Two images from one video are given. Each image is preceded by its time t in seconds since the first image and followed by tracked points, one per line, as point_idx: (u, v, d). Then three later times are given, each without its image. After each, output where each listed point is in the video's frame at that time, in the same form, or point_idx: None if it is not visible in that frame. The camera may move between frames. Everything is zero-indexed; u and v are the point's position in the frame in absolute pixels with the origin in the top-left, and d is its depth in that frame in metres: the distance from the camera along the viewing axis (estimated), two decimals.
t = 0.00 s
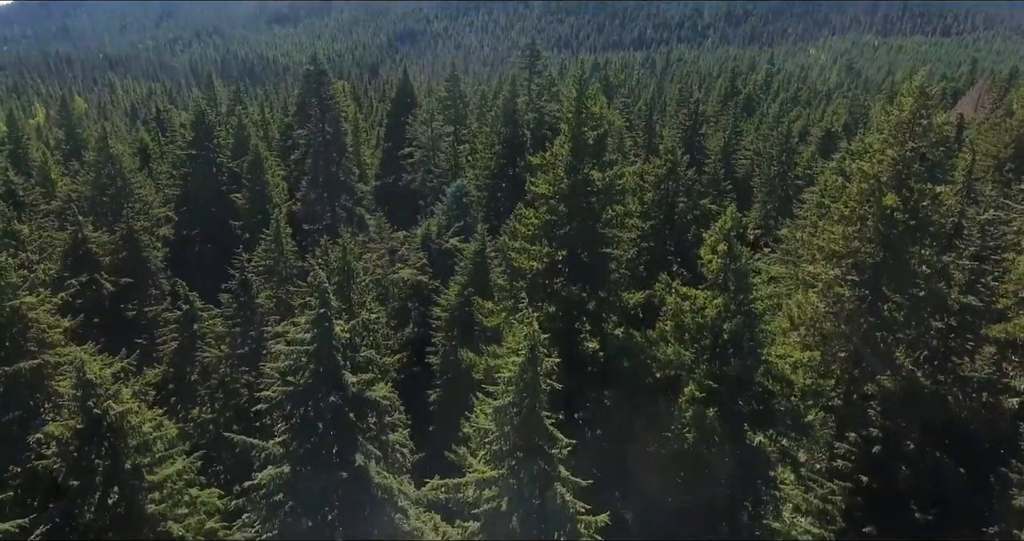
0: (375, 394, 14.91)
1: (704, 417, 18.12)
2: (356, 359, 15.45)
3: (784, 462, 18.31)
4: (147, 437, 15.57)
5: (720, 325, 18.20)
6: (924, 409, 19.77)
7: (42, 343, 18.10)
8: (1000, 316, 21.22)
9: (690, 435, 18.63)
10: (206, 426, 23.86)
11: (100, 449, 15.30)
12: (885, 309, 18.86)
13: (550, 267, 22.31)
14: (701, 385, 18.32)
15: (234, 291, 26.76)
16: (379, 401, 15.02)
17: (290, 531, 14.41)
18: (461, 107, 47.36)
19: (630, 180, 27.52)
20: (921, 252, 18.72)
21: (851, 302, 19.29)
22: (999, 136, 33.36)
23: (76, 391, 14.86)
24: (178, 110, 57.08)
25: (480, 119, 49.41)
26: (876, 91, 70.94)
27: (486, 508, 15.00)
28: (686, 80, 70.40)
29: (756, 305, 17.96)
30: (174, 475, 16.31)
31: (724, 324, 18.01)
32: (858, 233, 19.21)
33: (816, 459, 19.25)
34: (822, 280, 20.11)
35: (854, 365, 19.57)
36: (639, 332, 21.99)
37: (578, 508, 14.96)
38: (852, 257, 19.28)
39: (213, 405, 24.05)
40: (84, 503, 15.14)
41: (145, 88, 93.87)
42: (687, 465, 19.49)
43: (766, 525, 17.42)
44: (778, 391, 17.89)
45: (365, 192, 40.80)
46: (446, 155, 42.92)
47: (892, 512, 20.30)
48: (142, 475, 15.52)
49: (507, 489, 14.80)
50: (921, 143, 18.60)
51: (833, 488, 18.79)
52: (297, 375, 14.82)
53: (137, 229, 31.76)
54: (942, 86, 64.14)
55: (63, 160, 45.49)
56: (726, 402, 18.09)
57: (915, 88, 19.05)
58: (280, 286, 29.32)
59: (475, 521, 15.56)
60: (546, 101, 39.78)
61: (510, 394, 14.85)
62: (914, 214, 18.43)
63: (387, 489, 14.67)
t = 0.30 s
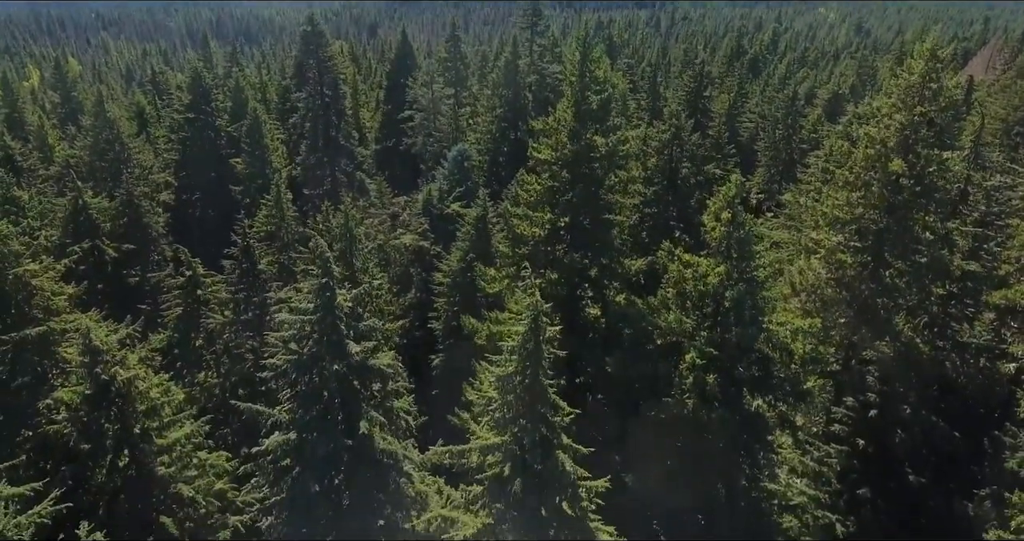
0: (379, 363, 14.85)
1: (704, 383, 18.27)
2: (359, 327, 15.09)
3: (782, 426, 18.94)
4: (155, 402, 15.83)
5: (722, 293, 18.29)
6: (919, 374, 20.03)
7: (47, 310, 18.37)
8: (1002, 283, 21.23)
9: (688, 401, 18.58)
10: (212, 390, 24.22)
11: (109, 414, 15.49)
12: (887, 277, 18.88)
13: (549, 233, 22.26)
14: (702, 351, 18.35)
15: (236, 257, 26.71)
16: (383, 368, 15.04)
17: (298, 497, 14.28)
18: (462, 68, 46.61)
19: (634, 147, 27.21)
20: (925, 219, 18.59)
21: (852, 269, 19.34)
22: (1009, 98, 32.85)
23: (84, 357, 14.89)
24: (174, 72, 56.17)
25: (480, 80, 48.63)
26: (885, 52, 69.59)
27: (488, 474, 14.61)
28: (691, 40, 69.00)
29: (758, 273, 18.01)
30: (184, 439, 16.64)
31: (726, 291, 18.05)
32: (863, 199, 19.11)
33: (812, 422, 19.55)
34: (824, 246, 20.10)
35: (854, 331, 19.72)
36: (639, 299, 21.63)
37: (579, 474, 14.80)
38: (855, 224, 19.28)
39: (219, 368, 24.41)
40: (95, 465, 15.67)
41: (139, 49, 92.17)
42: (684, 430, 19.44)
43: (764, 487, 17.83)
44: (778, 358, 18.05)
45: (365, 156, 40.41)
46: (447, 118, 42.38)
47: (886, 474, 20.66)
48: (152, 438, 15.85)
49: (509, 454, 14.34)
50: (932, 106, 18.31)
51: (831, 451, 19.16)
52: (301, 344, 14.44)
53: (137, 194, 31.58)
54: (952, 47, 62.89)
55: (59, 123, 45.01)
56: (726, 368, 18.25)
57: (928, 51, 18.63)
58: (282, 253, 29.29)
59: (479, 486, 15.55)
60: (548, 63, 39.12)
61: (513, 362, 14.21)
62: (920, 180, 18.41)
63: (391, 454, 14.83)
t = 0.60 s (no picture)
0: (383, 334, 14.74)
1: (706, 353, 18.36)
2: (362, 299, 15.02)
3: (781, 396, 19.35)
4: (160, 373, 16.18)
5: (725, 265, 18.34)
6: (919, 343, 20.06)
7: (50, 281, 18.31)
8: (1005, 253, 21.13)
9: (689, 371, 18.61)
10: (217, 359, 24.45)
11: (116, 384, 15.74)
12: (889, 247, 18.91)
13: (551, 202, 22.04)
14: (703, 323, 18.39)
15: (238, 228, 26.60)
16: (387, 339, 14.86)
17: (304, 466, 14.33)
18: (463, 32, 45.76)
19: (637, 115, 26.91)
20: (931, 189, 18.60)
21: (856, 239, 19.27)
22: (1020, 64, 32.22)
23: (89, 328, 15.04)
24: (169, 37, 55.23)
25: (482, 45, 47.80)
26: (894, 16, 68.07)
27: (492, 444, 14.64)
28: (696, 4, 67.53)
29: (761, 244, 18.04)
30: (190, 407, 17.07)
31: (729, 264, 18.09)
32: (869, 169, 19.01)
33: (812, 391, 20.04)
34: (828, 217, 19.92)
35: (855, 302, 19.83)
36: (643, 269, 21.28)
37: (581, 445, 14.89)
38: (860, 195, 19.24)
39: (223, 338, 24.40)
40: (104, 435, 16.04)
41: (133, 14, 90.45)
42: (679, 400, 19.37)
43: (762, 453, 18.36)
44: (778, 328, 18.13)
45: (365, 123, 39.97)
46: (448, 85, 41.82)
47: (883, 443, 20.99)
48: (159, 408, 16.23)
49: (513, 426, 14.39)
50: (941, 75, 18.08)
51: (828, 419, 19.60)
52: (304, 316, 14.44)
53: (136, 163, 31.37)
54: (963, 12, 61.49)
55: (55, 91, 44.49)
56: (727, 338, 18.39)
57: (939, 17, 18.28)
58: (283, 224, 29.25)
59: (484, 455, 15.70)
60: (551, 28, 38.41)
61: (515, 336, 14.05)
62: (926, 149, 18.26)
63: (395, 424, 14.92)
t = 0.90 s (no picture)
0: (386, 307, 14.44)
1: (707, 327, 17.94)
2: (365, 273, 14.88)
3: (781, 367, 19.36)
4: (164, 344, 16.21)
5: (729, 238, 18.31)
6: (919, 316, 19.68)
7: (53, 254, 18.21)
8: (1009, 225, 21.02)
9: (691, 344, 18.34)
10: (220, 331, 24.49)
11: (121, 355, 15.77)
12: (893, 219, 19.19)
13: (555, 174, 21.94)
14: (706, 295, 18.07)
15: (238, 200, 26.47)
16: (390, 313, 14.57)
17: (309, 438, 14.38)
18: None
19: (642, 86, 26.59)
20: (937, 159, 18.86)
21: (859, 212, 19.54)
22: None
23: (94, 300, 15.16)
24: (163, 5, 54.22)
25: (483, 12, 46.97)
26: None
27: (495, 417, 14.38)
28: None
29: (767, 217, 18.02)
30: (196, 378, 17.15)
31: (733, 237, 18.04)
32: (874, 140, 19.30)
33: (811, 362, 20.36)
34: (833, 189, 20.14)
35: (857, 274, 20.02)
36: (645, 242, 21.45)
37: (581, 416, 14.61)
38: (865, 166, 19.51)
39: (226, 309, 24.39)
40: (112, 405, 16.19)
41: None
42: (679, 373, 18.95)
43: (760, 423, 17.99)
44: (780, 302, 18.11)
45: (365, 93, 39.45)
46: (449, 53, 41.20)
47: (882, 413, 20.53)
48: (164, 379, 16.31)
49: (516, 399, 13.98)
50: (949, 44, 18.44)
51: (827, 389, 19.58)
52: (309, 291, 14.38)
53: (133, 133, 31.01)
54: None
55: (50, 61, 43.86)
56: (730, 312, 17.93)
57: None
58: (284, 196, 29.12)
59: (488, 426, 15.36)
60: None
61: (519, 310, 13.56)
62: (934, 121, 18.61)
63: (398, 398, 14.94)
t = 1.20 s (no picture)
0: (388, 281, 14.19)
1: (709, 299, 17.89)
2: (368, 247, 14.89)
3: (783, 339, 19.31)
4: (167, 317, 16.28)
5: (732, 211, 18.25)
6: (921, 288, 19.56)
7: (55, 227, 18.19)
8: (1012, 197, 20.86)
9: (693, 316, 18.26)
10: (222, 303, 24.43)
11: (126, 327, 15.96)
12: (897, 191, 19.19)
13: (557, 146, 21.88)
14: (708, 269, 17.93)
15: (238, 172, 26.26)
16: (393, 287, 14.10)
17: (314, 409, 14.12)
18: None
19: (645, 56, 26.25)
20: (943, 131, 19.03)
21: (863, 184, 19.67)
22: None
23: (96, 274, 15.16)
24: None
25: None
26: None
27: (497, 388, 13.86)
28: None
29: (770, 189, 18.28)
30: (201, 350, 17.23)
31: (735, 210, 18.03)
32: (881, 111, 19.38)
33: (811, 333, 20.20)
34: (837, 160, 20.25)
35: (859, 246, 20.08)
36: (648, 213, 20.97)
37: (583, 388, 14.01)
38: (870, 137, 19.66)
39: (228, 281, 24.25)
40: (117, 377, 16.36)
41: None
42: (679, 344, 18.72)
43: (759, 395, 18.04)
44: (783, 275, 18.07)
45: (364, 61, 38.90)
46: (449, 21, 40.55)
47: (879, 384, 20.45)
48: (169, 350, 16.47)
49: (517, 372, 13.65)
50: (958, 15, 18.58)
51: (826, 360, 19.68)
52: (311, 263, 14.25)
53: (130, 103, 30.64)
54: None
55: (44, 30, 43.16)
56: (731, 284, 17.88)
57: None
58: (284, 168, 28.91)
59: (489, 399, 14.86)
60: None
61: (521, 283, 13.34)
62: (942, 90, 18.73)
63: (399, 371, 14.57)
